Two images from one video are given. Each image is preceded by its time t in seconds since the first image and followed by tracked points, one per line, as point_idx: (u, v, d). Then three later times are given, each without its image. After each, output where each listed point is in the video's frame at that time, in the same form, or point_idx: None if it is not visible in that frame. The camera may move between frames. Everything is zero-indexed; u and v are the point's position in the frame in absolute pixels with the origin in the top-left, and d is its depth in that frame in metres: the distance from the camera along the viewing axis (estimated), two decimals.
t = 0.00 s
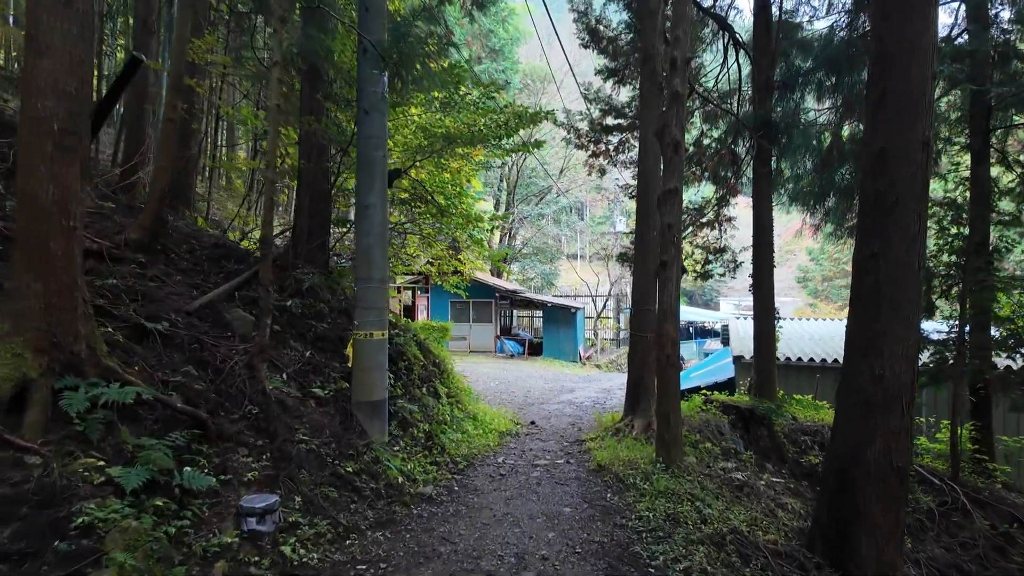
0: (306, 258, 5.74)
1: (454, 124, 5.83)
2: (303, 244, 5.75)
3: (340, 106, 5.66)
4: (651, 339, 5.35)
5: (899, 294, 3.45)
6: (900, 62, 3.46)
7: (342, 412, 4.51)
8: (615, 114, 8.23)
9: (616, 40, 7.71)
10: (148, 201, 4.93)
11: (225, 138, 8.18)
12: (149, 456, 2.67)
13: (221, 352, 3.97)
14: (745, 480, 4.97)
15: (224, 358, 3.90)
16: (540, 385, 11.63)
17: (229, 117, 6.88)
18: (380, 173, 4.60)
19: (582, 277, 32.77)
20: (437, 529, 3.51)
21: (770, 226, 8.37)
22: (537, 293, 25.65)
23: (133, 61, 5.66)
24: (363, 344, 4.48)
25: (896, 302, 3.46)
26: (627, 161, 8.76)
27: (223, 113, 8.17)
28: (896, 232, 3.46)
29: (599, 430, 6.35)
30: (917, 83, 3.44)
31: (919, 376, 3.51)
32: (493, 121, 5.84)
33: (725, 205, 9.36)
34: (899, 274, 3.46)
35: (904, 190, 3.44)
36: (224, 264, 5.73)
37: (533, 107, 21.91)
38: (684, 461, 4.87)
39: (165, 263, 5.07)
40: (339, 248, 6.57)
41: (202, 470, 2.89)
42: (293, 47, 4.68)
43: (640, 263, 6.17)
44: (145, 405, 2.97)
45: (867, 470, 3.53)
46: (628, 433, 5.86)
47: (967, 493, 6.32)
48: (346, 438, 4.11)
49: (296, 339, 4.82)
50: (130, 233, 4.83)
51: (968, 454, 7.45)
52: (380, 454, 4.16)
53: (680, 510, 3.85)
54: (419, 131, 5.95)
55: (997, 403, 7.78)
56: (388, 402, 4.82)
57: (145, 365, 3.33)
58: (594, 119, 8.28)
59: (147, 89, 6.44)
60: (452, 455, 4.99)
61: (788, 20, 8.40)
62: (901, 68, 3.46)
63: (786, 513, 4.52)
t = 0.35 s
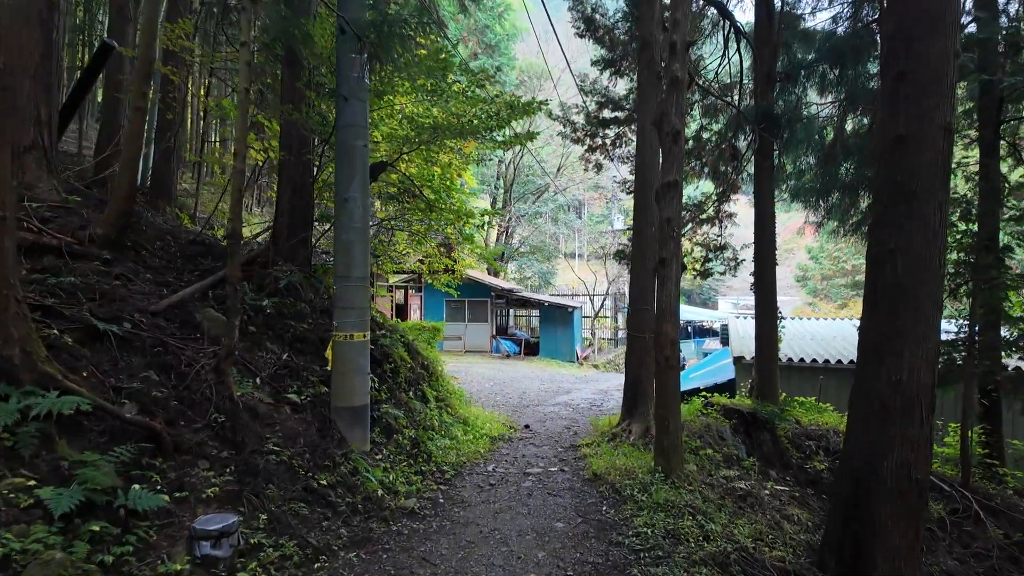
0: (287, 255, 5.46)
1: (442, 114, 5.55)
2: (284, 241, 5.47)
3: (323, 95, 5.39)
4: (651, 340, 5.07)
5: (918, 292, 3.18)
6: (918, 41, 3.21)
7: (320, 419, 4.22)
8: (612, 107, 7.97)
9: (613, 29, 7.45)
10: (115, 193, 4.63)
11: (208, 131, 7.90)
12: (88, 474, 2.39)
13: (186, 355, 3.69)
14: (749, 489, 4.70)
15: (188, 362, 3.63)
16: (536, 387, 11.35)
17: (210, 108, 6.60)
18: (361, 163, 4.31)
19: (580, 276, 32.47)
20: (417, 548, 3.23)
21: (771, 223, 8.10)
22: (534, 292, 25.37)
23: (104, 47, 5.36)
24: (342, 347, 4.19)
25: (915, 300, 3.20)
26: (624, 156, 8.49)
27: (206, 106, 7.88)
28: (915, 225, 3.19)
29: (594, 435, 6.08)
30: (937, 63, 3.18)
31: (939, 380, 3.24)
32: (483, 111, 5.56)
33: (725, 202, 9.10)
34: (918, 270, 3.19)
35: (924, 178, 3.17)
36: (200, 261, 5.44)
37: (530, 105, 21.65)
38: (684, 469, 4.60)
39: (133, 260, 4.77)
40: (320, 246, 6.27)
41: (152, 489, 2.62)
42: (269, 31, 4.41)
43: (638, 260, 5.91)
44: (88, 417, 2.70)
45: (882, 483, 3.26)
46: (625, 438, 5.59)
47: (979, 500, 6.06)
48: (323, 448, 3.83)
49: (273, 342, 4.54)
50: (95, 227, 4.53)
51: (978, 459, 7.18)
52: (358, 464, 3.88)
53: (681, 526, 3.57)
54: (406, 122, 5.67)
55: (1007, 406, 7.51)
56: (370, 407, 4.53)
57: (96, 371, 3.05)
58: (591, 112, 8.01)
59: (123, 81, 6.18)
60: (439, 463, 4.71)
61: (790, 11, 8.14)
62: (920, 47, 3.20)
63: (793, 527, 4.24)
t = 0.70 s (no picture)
0: (272, 245, 5.23)
1: (434, 99, 5.32)
2: (269, 231, 5.24)
3: (309, 79, 5.16)
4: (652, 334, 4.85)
5: (941, 279, 2.94)
6: (942, 8, 2.97)
7: (301, 417, 3.98)
8: (611, 96, 7.72)
9: (613, 15, 7.21)
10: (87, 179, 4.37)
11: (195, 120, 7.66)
12: (28, 477, 2.16)
13: (155, 349, 3.45)
14: (755, 490, 4.46)
15: (157, 356, 3.39)
16: (534, 385, 11.11)
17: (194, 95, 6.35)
18: (345, 146, 4.07)
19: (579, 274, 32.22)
20: (400, 556, 2.99)
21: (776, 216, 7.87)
22: (533, 290, 25.13)
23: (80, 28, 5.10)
24: (326, 340, 3.95)
25: (938, 290, 2.96)
26: (624, 147, 8.26)
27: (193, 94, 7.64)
28: (938, 208, 2.96)
29: (593, 435, 5.84)
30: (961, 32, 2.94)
31: (962, 375, 3.00)
32: (476, 96, 5.32)
33: (728, 194, 8.86)
34: (942, 255, 2.95)
35: (947, 156, 2.93)
36: (181, 252, 5.20)
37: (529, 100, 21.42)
38: (687, 470, 4.36)
39: (107, 250, 4.53)
40: (304, 238, 6.00)
41: (103, 494, 2.38)
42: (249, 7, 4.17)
43: (639, 252, 5.68)
44: (35, 416, 2.49)
45: (901, 486, 3.01)
46: (626, 437, 5.35)
47: (993, 502, 5.82)
48: (302, 448, 3.59)
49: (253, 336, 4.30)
50: (65, 214, 4.28)
51: (990, 459, 6.95)
52: (341, 465, 3.64)
53: (685, 531, 3.34)
54: (396, 107, 5.43)
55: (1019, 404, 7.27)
56: (355, 405, 4.28)
57: (51, 365, 2.82)
58: (590, 101, 7.78)
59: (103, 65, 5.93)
60: (429, 464, 4.47)
61: None
62: (943, 14, 2.96)
63: (803, 532, 4.00)
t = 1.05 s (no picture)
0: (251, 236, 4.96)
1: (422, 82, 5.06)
2: (248, 220, 4.97)
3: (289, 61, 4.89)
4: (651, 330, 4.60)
5: (965, 270, 2.68)
6: None
7: (276, 419, 3.72)
8: (609, 82, 7.46)
9: None
10: (50, 165, 4.12)
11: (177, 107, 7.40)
12: None
13: (114, 346, 3.21)
14: (760, 495, 4.21)
15: (114, 354, 3.14)
16: (530, 382, 10.87)
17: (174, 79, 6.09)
18: (324, 129, 3.82)
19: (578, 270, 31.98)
20: (374, 572, 2.73)
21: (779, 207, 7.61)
22: (531, 286, 24.88)
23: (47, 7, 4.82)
24: (302, 337, 3.68)
25: (962, 281, 2.69)
26: (622, 135, 8.01)
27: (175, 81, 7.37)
28: (965, 192, 2.69)
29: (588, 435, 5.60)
30: None
31: (989, 374, 2.74)
32: (467, 80, 5.07)
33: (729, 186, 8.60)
34: (967, 244, 2.69)
35: (974, 135, 2.67)
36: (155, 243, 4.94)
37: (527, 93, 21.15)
38: (687, 474, 4.11)
39: (72, 241, 4.27)
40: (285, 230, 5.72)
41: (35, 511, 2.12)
42: None
43: (637, 244, 5.42)
44: None
45: (921, 495, 2.75)
46: (623, 438, 5.10)
47: (1006, 505, 5.58)
48: (274, 452, 3.33)
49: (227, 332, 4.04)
50: (26, 203, 4.02)
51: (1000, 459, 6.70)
52: (316, 471, 3.38)
53: (686, 542, 3.09)
54: (381, 91, 5.18)
55: None
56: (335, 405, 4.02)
57: None
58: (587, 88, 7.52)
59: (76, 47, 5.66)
60: (414, 468, 4.22)
61: None
62: None
63: (811, 542, 3.75)
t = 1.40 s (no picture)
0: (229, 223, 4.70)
1: (408, 62, 4.78)
2: (225, 207, 4.70)
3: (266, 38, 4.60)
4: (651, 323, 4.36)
5: (1000, 258, 2.36)
6: None
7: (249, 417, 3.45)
8: (606, 66, 7.20)
9: None
10: (9, 146, 3.87)
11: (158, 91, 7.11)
12: None
13: (67, 339, 2.97)
14: (765, 498, 3.97)
15: (67, 347, 2.92)
16: (527, 377, 10.63)
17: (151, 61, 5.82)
18: (299, 106, 3.54)
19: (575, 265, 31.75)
20: None
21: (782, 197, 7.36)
22: (528, 280, 24.65)
23: None
24: (274, 330, 3.40)
25: (994, 269, 2.37)
26: (619, 121, 7.76)
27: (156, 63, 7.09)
28: (998, 169, 2.37)
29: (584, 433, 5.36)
30: None
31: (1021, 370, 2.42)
32: (457, 59, 4.81)
33: (730, 175, 8.35)
34: (1001, 227, 2.36)
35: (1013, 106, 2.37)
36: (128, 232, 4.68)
37: (525, 84, 20.83)
38: (688, 476, 3.87)
39: (34, 228, 4.01)
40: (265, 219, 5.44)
41: None
42: None
43: (636, 232, 5.17)
44: None
45: (946, 506, 2.42)
46: (621, 436, 4.87)
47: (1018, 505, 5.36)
48: (242, 454, 3.06)
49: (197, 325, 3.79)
50: None
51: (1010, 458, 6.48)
52: (288, 475, 3.13)
53: (687, 551, 2.85)
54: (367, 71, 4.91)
55: None
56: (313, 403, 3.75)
57: None
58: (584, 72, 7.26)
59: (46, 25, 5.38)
60: (398, 469, 3.97)
61: None
62: None
63: (820, 549, 3.51)
